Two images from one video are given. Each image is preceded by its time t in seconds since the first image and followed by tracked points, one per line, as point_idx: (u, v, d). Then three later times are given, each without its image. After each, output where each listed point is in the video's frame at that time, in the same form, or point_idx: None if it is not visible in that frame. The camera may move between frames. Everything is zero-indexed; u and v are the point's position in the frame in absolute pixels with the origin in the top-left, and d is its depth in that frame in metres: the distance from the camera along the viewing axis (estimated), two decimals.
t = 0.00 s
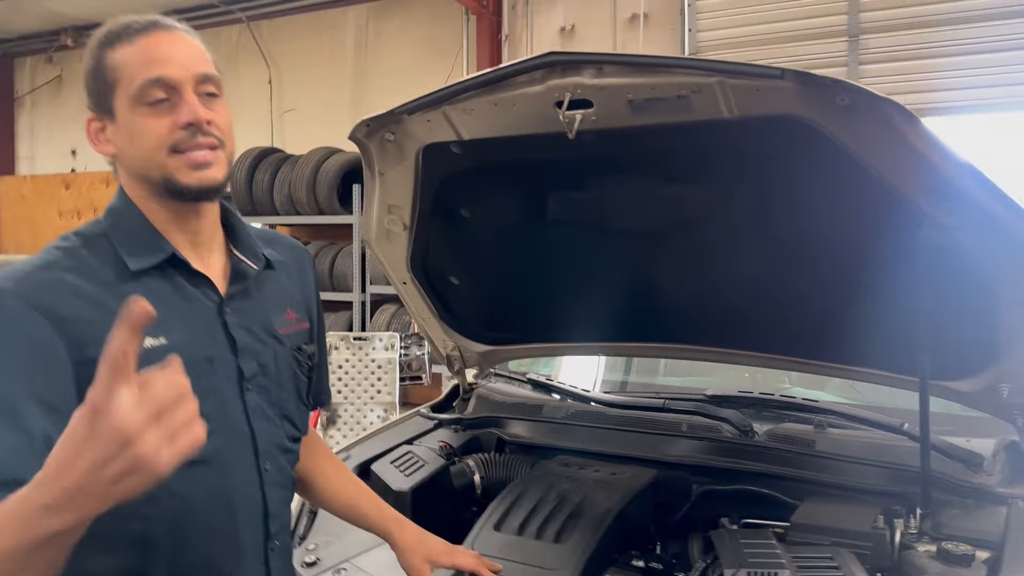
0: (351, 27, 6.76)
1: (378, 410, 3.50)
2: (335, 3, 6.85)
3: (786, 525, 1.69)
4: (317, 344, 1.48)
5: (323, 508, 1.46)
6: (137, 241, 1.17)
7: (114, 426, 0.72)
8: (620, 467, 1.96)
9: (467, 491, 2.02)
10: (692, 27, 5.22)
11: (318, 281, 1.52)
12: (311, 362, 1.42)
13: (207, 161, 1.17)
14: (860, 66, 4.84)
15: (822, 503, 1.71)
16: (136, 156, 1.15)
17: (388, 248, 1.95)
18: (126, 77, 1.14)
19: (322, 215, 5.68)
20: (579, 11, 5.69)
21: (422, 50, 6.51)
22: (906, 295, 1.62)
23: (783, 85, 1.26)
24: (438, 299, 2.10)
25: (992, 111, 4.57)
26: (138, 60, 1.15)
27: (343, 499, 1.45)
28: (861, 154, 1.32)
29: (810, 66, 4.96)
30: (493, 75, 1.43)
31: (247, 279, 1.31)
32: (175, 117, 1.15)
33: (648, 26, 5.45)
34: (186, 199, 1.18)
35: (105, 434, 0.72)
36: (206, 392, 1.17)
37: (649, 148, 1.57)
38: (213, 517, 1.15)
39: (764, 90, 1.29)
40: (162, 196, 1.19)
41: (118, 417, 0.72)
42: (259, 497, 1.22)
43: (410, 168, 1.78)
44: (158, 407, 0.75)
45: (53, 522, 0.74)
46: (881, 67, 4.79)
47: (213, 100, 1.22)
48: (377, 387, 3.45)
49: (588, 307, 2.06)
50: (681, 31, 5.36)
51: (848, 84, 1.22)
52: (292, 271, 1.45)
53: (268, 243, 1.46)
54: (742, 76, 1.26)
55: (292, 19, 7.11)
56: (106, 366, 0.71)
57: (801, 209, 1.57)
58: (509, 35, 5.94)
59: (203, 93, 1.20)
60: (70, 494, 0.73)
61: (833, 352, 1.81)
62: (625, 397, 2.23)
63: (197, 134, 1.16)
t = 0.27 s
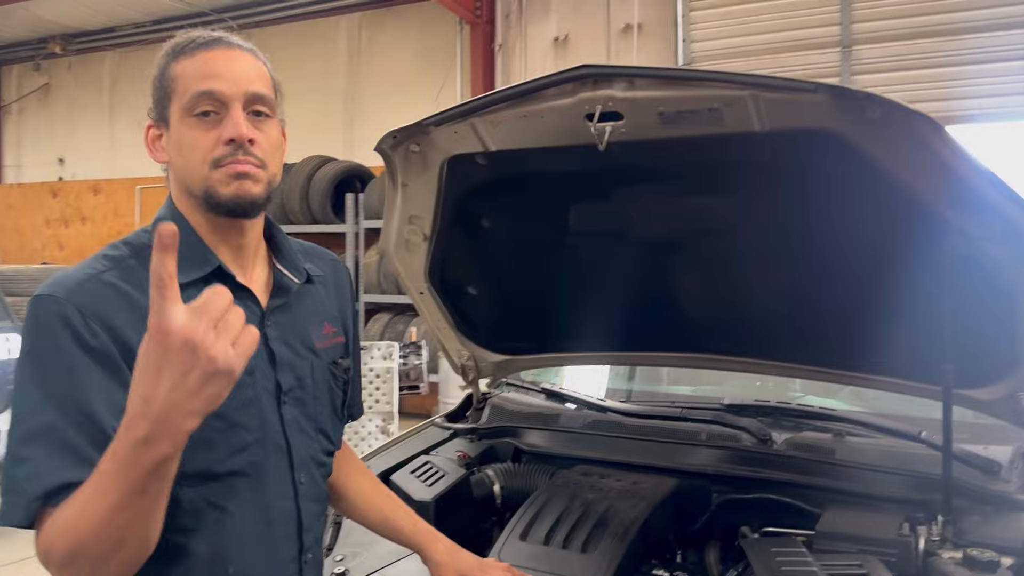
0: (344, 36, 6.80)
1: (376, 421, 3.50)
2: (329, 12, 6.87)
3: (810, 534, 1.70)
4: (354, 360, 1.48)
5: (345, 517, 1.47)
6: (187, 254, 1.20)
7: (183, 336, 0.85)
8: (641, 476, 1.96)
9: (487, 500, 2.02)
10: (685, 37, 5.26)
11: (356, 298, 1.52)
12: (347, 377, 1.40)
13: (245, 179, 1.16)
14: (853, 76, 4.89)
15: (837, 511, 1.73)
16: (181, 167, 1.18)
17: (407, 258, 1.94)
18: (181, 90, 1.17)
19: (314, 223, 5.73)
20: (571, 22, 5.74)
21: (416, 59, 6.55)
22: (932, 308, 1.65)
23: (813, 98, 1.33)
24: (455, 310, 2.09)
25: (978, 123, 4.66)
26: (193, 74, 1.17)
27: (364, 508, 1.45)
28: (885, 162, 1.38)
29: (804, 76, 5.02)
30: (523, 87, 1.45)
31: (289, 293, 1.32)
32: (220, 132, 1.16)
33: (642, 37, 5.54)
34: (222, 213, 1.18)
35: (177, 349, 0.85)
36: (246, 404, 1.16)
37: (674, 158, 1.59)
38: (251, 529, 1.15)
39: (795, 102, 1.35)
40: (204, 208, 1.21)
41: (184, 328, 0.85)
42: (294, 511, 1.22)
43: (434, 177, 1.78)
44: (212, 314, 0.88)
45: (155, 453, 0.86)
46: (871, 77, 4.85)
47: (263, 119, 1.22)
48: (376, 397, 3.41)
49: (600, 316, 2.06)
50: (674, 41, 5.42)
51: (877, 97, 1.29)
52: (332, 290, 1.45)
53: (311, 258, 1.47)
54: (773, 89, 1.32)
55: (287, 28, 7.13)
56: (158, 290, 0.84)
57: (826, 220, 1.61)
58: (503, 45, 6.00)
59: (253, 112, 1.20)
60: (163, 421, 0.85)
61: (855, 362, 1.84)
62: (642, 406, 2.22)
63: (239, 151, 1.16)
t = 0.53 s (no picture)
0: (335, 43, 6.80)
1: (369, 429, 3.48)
2: (319, 18, 6.88)
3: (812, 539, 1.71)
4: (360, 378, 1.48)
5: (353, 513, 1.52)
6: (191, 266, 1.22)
7: (206, 274, 0.89)
8: (641, 482, 1.97)
9: (487, 508, 2.02)
10: (675, 45, 5.29)
11: (371, 316, 1.52)
12: (349, 401, 1.41)
13: (263, 206, 1.18)
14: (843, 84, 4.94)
15: (836, 517, 1.74)
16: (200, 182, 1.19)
17: (406, 266, 1.94)
18: (213, 108, 1.18)
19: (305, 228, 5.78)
20: (561, 30, 5.79)
21: (407, 65, 6.56)
22: (932, 316, 1.66)
23: (815, 109, 1.35)
24: (455, 318, 2.09)
25: (962, 131, 4.74)
26: (226, 94, 1.18)
27: (373, 506, 1.50)
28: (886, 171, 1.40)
29: (794, 84, 5.06)
30: (526, 97, 1.45)
31: (292, 311, 1.32)
32: (244, 156, 1.16)
33: (632, 44, 5.58)
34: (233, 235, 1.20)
35: (201, 289, 0.89)
36: (234, 421, 1.19)
37: (674, 167, 1.61)
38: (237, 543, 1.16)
39: (797, 113, 1.37)
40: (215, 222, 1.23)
41: (206, 268, 0.90)
42: (271, 529, 1.23)
43: (435, 188, 1.80)
44: (235, 256, 0.92)
45: (180, 400, 0.88)
46: (859, 85, 4.90)
47: (291, 145, 1.22)
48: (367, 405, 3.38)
49: (598, 325, 2.07)
50: (663, 48, 5.45)
51: (879, 108, 1.31)
52: (343, 309, 1.45)
53: (325, 273, 1.48)
54: (774, 100, 1.34)
55: (277, 35, 7.13)
56: (178, 229, 0.90)
57: (827, 229, 1.63)
58: (494, 51, 6.03)
59: (281, 139, 1.21)
60: (186, 361, 0.88)
61: (853, 369, 1.86)
62: (640, 414, 2.23)
63: (260, 177, 1.17)
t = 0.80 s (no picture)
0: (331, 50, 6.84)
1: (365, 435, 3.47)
2: (316, 26, 6.91)
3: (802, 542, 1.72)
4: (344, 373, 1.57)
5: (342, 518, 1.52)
6: (184, 267, 1.29)
7: (317, 438, 0.78)
8: (635, 486, 1.98)
9: (482, 512, 2.03)
10: (669, 53, 5.32)
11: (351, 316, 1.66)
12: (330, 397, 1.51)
13: (252, 213, 1.23)
14: (837, 91, 4.98)
15: (825, 519, 1.76)
16: (191, 187, 1.24)
17: (402, 270, 1.97)
18: (206, 114, 1.21)
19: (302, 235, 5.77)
20: (557, 38, 5.84)
21: (402, 72, 6.59)
22: (921, 320, 1.69)
23: (804, 117, 1.37)
24: (450, 324, 2.11)
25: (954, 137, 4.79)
26: (219, 103, 1.21)
27: (362, 508, 1.50)
28: (876, 178, 1.43)
29: (788, 91, 5.10)
30: (521, 104, 1.48)
31: (277, 312, 1.43)
32: (235, 164, 1.20)
33: (627, 51, 5.61)
34: (223, 238, 1.25)
35: (304, 444, 0.78)
36: (225, 418, 1.29)
37: (666, 173, 1.63)
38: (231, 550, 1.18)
39: (789, 121, 1.39)
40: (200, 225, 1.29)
41: (322, 424, 0.78)
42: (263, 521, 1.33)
43: (430, 194, 1.81)
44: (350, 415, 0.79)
45: (237, 523, 0.83)
46: (852, 92, 4.94)
47: (280, 155, 1.26)
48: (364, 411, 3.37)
49: (593, 329, 2.09)
50: (658, 56, 5.48)
51: (869, 116, 1.34)
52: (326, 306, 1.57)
53: (307, 276, 1.58)
54: (764, 108, 1.36)
55: (273, 42, 7.16)
56: (310, 379, 0.75)
57: (818, 236, 1.65)
58: (490, 58, 6.08)
59: (271, 149, 1.24)
60: (264, 505, 0.81)
61: (845, 373, 1.88)
62: (634, 418, 2.24)
63: (250, 186, 1.22)
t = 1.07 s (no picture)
0: (320, 52, 6.84)
1: (355, 435, 3.46)
2: (306, 27, 6.90)
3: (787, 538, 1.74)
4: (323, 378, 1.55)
5: (326, 528, 1.52)
6: (161, 267, 1.26)
7: (268, 334, 0.79)
8: (622, 484, 1.99)
9: (470, 511, 2.04)
10: (659, 55, 5.35)
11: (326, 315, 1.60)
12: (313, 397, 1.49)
13: (230, 206, 1.22)
14: (824, 93, 5.02)
15: (809, 516, 1.77)
16: (166, 184, 1.22)
17: (390, 270, 1.98)
18: (180, 108, 1.21)
19: (291, 238, 5.73)
20: (547, 40, 5.86)
21: (393, 74, 6.60)
22: (903, 318, 1.71)
23: (786, 116, 1.38)
24: (438, 324, 2.12)
25: (939, 139, 4.85)
26: (193, 97, 1.21)
27: (345, 514, 1.51)
28: (856, 176, 1.45)
29: (776, 93, 5.14)
30: (506, 105, 1.49)
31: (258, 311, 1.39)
32: (211, 157, 1.20)
33: (617, 54, 5.64)
34: (201, 234, 1.23)
35: (257, 347, 0.79)
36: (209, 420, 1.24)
37: (652, 173, 1.64)
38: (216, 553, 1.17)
39: (770, 120, 1.41)
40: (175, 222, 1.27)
41: (269, 322, 0.80)
42: (258, 530, 1.25)
43: (418, 194, 1.82)
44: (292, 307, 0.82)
45: (216, 462, 0.81)
46: (839, 94, 4.98)
47: (257, 147, 1.26)
48: (354, 413, 3.37)
49: (580, 328, 2.11)
50: (648, 58, 5.51)
51: (849, 115, 1.35)
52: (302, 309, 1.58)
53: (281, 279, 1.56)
54: (747, 107, 1.38)
55: (263, 44, 7.16)
56: (241, 278, 0.77)
57: (800, 234, 1.67)
58: (479, 61, 6.09)
59: (247, 142, 1.24)
60: (237, 429, 0.80)
61: (829, 371, 1.90)
62: (622, 417, 2.26)
63: (227, 179, 1.21)
